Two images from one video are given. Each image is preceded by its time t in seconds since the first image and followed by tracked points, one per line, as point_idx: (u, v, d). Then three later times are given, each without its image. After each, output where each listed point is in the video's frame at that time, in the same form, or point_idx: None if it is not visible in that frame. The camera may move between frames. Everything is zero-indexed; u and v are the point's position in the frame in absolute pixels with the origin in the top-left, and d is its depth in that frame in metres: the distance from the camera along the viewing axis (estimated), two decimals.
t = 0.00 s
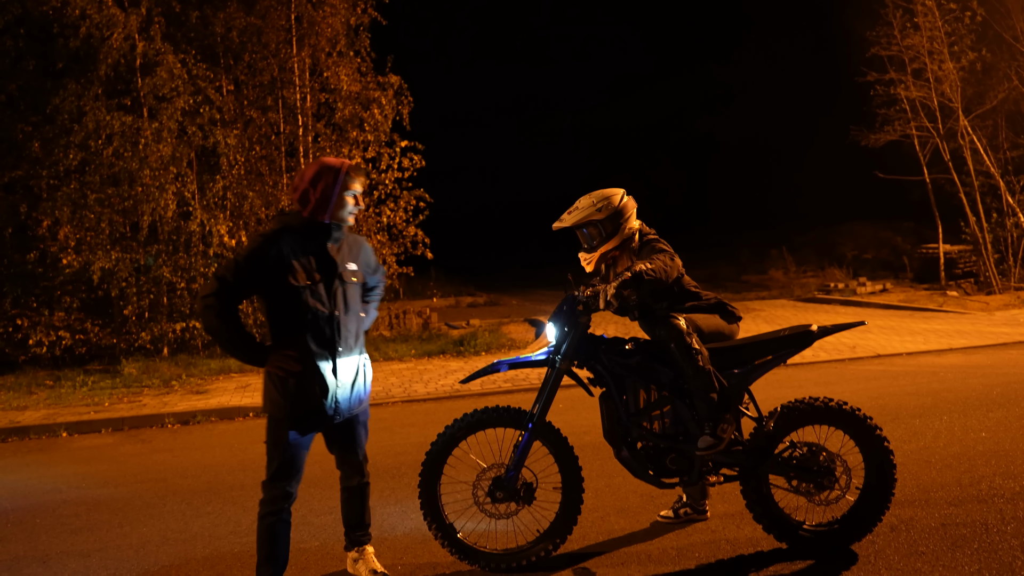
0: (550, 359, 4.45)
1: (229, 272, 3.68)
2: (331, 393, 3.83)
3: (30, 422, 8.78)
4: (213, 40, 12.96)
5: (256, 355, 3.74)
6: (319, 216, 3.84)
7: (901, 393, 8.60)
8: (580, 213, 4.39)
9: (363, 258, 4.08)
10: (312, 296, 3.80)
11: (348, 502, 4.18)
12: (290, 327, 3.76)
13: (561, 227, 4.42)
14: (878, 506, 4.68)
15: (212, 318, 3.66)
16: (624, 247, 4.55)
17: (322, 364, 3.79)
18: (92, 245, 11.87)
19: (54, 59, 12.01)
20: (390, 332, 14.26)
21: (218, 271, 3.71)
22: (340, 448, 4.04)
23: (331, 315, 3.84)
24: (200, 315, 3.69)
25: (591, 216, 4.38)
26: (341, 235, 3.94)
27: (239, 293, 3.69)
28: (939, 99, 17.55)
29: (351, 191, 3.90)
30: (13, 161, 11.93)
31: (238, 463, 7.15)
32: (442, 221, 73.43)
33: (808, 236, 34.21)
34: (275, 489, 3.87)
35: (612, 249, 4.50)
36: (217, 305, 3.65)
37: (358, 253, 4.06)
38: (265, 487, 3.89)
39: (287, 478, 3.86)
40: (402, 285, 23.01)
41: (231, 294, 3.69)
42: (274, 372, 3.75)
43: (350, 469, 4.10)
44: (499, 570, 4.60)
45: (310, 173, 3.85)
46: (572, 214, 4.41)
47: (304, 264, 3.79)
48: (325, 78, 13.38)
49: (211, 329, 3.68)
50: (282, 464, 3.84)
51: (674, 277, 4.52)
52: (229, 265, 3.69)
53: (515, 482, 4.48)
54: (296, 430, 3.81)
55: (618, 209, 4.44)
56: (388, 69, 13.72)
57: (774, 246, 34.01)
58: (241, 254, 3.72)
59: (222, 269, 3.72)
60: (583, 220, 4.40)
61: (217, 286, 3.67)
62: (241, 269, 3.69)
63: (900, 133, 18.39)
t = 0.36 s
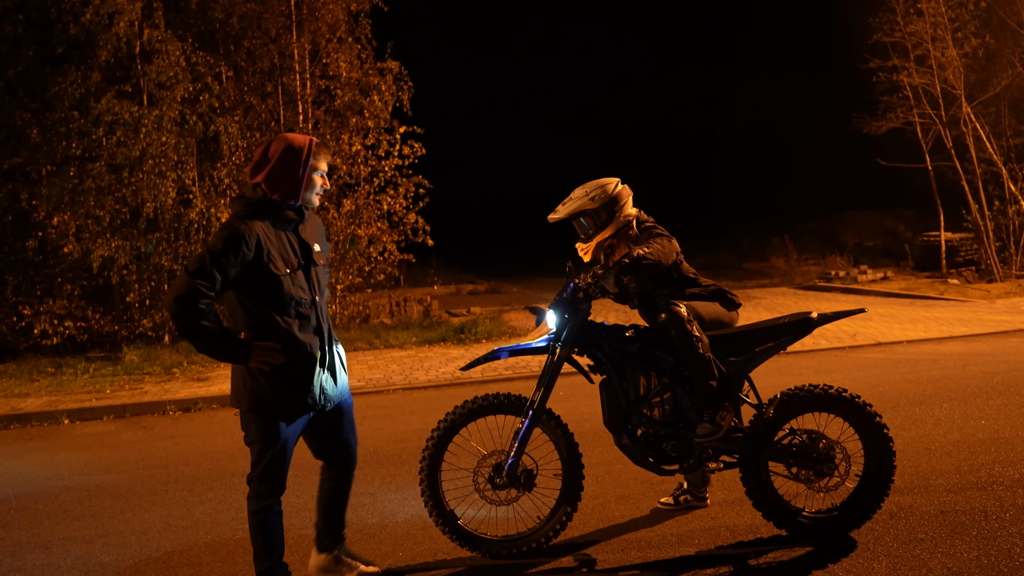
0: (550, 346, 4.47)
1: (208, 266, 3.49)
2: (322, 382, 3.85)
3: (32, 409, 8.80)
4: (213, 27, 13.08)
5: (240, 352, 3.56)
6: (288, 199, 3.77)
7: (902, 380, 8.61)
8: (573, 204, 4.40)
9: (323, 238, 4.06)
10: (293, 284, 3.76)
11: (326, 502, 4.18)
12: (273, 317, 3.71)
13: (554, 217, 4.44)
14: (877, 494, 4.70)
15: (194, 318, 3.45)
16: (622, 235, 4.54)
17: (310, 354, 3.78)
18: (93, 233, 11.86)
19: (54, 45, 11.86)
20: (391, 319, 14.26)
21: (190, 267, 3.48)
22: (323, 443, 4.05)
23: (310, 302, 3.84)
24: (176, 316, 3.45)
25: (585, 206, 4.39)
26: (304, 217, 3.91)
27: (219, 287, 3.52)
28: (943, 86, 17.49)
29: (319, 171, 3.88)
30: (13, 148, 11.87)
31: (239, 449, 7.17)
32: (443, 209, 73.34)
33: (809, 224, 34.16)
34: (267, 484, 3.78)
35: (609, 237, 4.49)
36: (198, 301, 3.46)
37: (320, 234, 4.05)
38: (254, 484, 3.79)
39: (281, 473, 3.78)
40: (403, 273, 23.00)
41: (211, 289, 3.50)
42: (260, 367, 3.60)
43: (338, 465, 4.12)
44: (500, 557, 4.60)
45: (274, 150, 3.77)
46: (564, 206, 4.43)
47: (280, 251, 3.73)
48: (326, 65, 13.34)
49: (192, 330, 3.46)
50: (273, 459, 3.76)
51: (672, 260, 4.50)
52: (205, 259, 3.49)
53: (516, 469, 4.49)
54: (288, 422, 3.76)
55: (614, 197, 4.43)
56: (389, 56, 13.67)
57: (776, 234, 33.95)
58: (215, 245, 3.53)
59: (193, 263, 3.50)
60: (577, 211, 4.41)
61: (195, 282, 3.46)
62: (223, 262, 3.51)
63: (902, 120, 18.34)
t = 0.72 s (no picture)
0: (551, 342, 4.46)
1: (209, 263, 3.47)
2: (324, 380, 3.85)
3: (33, 404, 8.80)
4: (213, 22, 13.21)
5: (241, 350, 3.56)
6: (284, 193, 3.78)
7: (902, 377, 8.60)
8: (567, 201, 4.39)
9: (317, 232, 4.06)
10: (292, 280, 3.76)
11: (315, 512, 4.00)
12: (273, 315, 3.70)
13: (550, 216, 4.43)
14: (877, 491, 4.69)
15: (195, 315, 3.43)
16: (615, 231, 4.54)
17: (311, 351, 3.78)
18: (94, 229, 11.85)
19: (54, 41, 11.84)
20: (392, 315, 14.27)
21: (190, 263, 3.47)
22: (319, 443, 3.96)
23: (309, 298, 3.85)
24: (177, 314, 3.44)
25: (579, 203, 4.38)
26: (300, 212, 3.90)
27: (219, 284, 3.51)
28: (944, 82, 17.46)
29: (313, 163, 3.86)
30: (13, 143, 11.84)
31: (240, 445, 7.18)
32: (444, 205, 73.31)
33: (810, 220, 34.15)
34: (268, 484, 3.78)
35: (603, 232, 4.49)
36: (201, 298, 3.45)
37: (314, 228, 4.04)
38: (254, 485, 3.79)
39: (282, 473, 3.79)
40: (404, 269, 23.01)
41: (211, 286, 3.50)
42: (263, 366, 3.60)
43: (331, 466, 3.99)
44: (499, 552, 4.61)
45: (266, 143, 3.76)
46: (558, 205, 4.41)
47: (279, 246, 3.73)
48: (326, 60, 13.33)
49: (192, 328, 3.43)
50: (274, 458, 3.76)
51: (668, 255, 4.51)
52: (206, 255, 3.47)
53: (516, 465, 4.50)
54: (290, 421, 3.77)
55: (606, 191, 4.43)
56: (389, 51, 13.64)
57: (777, 230, 33.93)
58: (214, 242, 3.51)
59: (192, 260, 3.48)
60: (572, 208, 4.40)
61: (195, 278, 3.45)
62: (223, 258, 3.50)
63: (903, 116, 18.31)
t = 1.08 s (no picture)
0: (553, 340, 4.46)
1: (214, 260, 3.48)
2: (329, 378, 3.85)
3: (35, 401, 8.82)
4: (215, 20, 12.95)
5: (246, 348, 3.56)
6: (287, 190, 3.78)
7: (904, 376, 8.60)
8: (569, 201, 4.38)
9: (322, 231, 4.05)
10: (296, 277, 3.76)
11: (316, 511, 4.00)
12: (277, 313, 3.70)
13: (554, 216, 4.44)
14: (878, 489, 4.69)
15: (200, 313, 3.44)
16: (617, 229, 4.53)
17: (316, 350, 3.78)
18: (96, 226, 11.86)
19: (57, 38, 11.84)
20: (393, 313, 14.28)
21: (194, 260, 3.47)
22: (322, 441, 3.96)
23: (313, 296, 3.85)
24: (182, 311, 3.44)
25: (580, 203, 4.37)
26: (303, 210, 3.91)
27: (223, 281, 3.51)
28: (947, 81, 17.44)
29: (314, 160, 3.86)
30: (16, 140, 11.89)
31: (241, 442, 7.18)
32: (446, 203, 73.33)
33: (812, 219, 34.13)
34: (271, 483, 3.78)
35: (605, 231, 4.48)
36: (205, 296, 3.45)
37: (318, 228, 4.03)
38: (258, 483, 3.79)
39: (286, 471, 3.79)
40: (406, 267, 23.02)
41: (216, 283, 3.49)
42: (267, 364, 3.61)
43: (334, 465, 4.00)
44: (500, 550, 4.61)
45: (267, 142, 3.75)
46: (561, 204, 4.41)
47: (283, 245, 3.74)
48: (329, 58, 13.32)
49: (197, 326, 3.44)
50: (279, 456, 3.76)
51: (671, 254, 4.50)
52: (210, 253, 3.48)
53: (517, 463, 4.50)
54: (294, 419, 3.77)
55: (607, 190, 4.42)
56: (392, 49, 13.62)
57: (779, 229, 33.92)
58: (218, 239, 3.52)
59: (196, 258, 3.49)
60: (573, 208, 4.40)
61: (200, 275, 3.45)
62: (227, 255, 3.51)
63: (906, 115, 18.28)
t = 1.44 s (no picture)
0: (553, 339, 4.46)
1: (225, 254, 3.47)
2: (337, 375, 3.86)
3: (35, 398, 8.83)
4: (218, 17, 12.96)
5: (258, 343, 3.57)
6: (294, 186, 3.78)
7: (904, 376, 8.60)
8: (569, 200, 4.37)
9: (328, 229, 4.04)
10: (304, 273, 3.76)
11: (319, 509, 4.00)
12: (287, 309, 3.71)
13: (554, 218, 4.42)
14: (878, 488, 4.69)
15: (212, 307, 3.43)
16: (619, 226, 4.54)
17: (325, 346, 3.79)
18: (97, 224, 11.85)
19: (58, 35, 11.86)
20: (393, 312, 14.28)
21: (206, 254, 3.47)
22: (328, 439, 3.95)
23: (321, 291, 3.85)
24: (193, 304, 3.44)
25: (579, 202, 4.37)
26: (310, 206, 3.90)
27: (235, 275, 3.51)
28: (948, 80, 17.44)
29: (319, 157, 3.88)
30: (16, 138, 11.90)
31: (241, 440, 7.19)
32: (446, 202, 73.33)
33: (812, 218, 34.13)
34: (281, 483, 3.78)
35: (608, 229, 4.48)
36: (218, 289, 3.45)
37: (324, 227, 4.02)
38: (269, 483, 3.78)
39: (296, 468, 3.79)
40: (406, 265, 23.02)
41: (227, 277, 3.50)
42: (278, 359, 3.63)
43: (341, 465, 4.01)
44: (499, 548, 4.60)
45: (274, 139, 3.76)
46: (561, 204, 4.39)
47: (292, 240, 3.74)
48: (330, 56, 13.31)
49: (209, 320, 3.44)
50: (289, 455, 3.76)
51: (673, 251, 4.50)
52: (221, 247, 3.47)
53: (517, 462, 4.49)
54: (303, 417, 3.78)
55: (604, 187, 4.43)
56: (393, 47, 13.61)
57: (779, 228, 33.92)
58: (228, 233, 3.51)
59: (207, 251, 3.48)
60: (573, 207, 4.39)
61: (212, 269, 3.45)
62: (239, 249, 3.51)
63: (907, 114, 18.27)
